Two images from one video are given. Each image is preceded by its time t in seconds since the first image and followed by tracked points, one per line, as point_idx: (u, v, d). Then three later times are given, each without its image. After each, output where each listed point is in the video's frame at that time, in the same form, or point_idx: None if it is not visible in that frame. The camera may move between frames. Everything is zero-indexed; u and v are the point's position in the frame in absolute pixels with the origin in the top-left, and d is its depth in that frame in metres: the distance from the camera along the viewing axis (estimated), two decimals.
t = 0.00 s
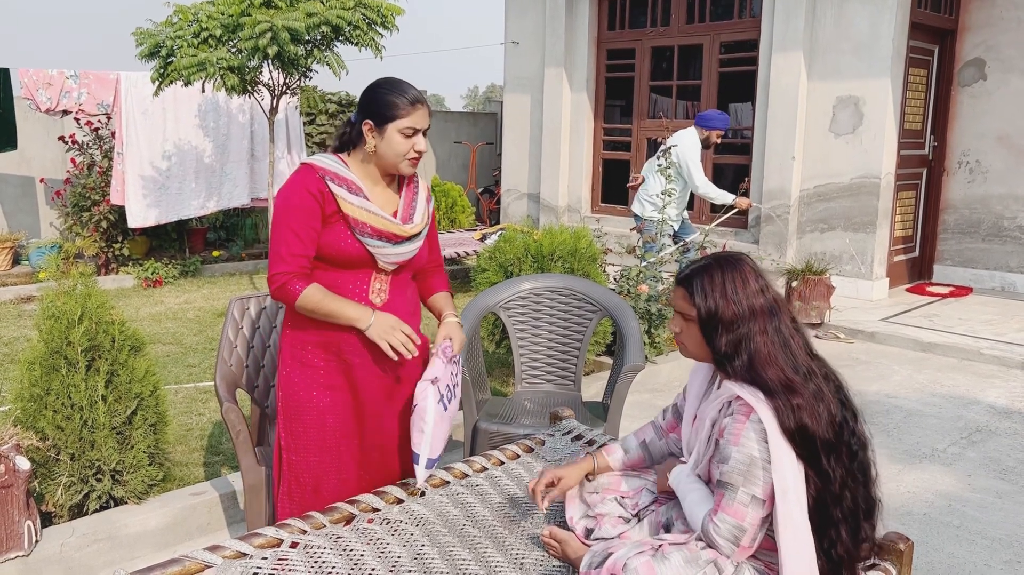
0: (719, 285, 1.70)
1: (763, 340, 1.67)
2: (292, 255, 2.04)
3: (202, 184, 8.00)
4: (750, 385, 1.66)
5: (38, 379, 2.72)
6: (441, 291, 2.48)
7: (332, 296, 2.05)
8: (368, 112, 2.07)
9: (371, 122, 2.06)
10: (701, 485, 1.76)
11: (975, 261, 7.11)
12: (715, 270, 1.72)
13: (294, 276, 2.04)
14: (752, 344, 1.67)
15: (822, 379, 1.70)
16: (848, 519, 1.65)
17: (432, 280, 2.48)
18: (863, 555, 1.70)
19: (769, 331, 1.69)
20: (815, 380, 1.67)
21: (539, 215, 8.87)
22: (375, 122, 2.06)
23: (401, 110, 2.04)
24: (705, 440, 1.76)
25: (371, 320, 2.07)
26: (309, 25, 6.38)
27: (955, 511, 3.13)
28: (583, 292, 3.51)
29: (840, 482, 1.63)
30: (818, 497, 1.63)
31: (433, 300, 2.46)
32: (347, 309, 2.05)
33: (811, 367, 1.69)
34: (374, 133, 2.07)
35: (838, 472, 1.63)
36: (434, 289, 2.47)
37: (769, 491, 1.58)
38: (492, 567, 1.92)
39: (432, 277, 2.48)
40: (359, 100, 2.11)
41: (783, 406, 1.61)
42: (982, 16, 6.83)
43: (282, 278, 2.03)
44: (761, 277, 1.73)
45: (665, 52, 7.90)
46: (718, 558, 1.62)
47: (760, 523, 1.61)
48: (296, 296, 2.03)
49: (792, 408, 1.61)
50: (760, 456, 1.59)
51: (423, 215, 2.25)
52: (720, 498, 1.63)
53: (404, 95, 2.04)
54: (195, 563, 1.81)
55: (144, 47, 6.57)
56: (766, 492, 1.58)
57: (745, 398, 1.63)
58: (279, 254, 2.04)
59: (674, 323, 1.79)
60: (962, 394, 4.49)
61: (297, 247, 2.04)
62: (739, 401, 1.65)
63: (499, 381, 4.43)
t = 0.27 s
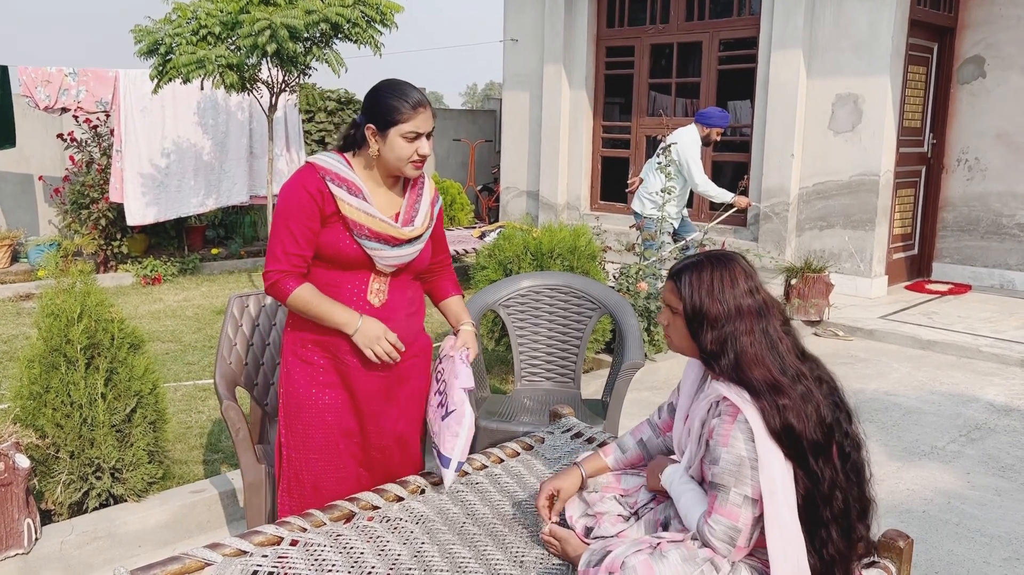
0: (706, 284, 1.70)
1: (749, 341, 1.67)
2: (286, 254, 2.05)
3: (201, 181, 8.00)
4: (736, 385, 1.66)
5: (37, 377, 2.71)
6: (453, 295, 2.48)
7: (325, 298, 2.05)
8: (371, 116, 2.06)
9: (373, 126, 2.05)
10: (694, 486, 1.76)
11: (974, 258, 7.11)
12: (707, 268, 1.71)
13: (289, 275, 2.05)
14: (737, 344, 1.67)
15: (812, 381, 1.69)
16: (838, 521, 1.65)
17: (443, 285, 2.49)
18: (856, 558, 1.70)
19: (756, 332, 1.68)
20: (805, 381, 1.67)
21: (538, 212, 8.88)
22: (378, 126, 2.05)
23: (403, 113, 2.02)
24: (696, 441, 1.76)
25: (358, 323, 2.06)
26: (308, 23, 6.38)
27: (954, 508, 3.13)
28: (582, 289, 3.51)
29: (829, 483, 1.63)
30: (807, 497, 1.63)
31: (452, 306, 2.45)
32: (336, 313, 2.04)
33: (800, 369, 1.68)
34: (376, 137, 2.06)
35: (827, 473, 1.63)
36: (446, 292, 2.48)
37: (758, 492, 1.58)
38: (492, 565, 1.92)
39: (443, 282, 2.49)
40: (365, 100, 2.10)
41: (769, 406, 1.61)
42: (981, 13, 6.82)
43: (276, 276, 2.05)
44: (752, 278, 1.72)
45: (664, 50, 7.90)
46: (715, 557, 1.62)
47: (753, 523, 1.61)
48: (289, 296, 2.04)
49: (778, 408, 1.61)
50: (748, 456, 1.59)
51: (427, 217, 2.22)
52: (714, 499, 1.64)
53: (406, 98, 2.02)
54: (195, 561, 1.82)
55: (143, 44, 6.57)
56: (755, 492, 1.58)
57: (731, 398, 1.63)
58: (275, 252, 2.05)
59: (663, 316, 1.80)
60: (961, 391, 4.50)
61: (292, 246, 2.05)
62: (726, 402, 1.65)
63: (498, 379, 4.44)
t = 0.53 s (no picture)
0: (714, 280, 1.70)
1: (755, 339, 1.67)
2: (289, 252, 2.05)
3: (199, 177, 7.98)
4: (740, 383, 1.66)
5: (37, 373, 2.71)
6: (464, 294, 2.48)
7: (325, 296, 2.05)
8: (381, 120, 2.04)
9: (382, 130, 2.04)
10: (696, 482, 1.77)
11: (972, 255, 7.12)
12: (716, 262, 1.71)
13: (290, 272, 2.06)
14: (743, 340, 1.67)
15: (817, 382, 1.69)
16: (837, 523, 1.65)
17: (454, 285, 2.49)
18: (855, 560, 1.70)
19: (762, 330, 1.68)
20: (809, 382, 1.66)
21: (537, 209, 8.88)
22: (388, 132, 2.03)
23: (413, 121, 2.00)
24: (698, 438, 1.76)
25: (358, 323, 2.06)
26: (307, 19, 6.36)
27: (953, 504, 3.14)
28: (582, 286, 3.51)
29: (830, 484, 1.64)
30: (808, 497, 1.63)
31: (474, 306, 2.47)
32: (337, 312, 2.04)
33: (806, 370, 1.68)
34: (384, 142, 2.05)
35: (828, 474, 1.64)
36: (457, 291, 2.48)
37: (760, 490, 1.59)
38: (492, 561, 1.93)
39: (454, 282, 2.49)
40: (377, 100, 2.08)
41: (771, 405, 1.61)
42: (981, 9, 6.82)
43: (278, 273, 2.06)
44: (761, 276, 1.72)
45: (663, 46, 7.88)
46: (716, 553, 1.62)
47: (755, 521, 1.61)
48: (290, 293, 2.05)
49: (781, 407, 1.61)
50: (751, 454, 1.59)
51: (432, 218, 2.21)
52: (716, 496, 1.64)
53: (417, 106, 2.00)
54: (197, 557, 1.83)
55: (141, 40, 6.55)
56: (758, 490, 1.59)
57: (733, 396, 1.63)
58: (279, 250, 2.06)
59: (669, 307, 1.80)
60: (959, 387, 4.50)
61: (294, 244, 2.06)
62: (728, 399, 1.65)
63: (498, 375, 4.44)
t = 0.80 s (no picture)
0: (723, 273, 1.70)
1: (766, 332, 1.67)
2: (299, 245, 2.03)
3: (198, 172, 7.97)
4: (751, 378, 1.66)
5: (37, 369, 2.71)
6: (476, 293, 2.49)
7: (334, 291, 2.04)
8: (395, 116, 2.04)
9: (397, 127, 2.03)
10: (701, 477, 1.77)
11: (971, 250, 7.12)
12: (723, 256, 1.71)
13: (299, 265, 2.03)
14: (754, 334, 1.67)
15: (826, 377, 1.68)
16: (843, 519, 1.65)
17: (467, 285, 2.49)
18: (859, 558, 1.70)
19: (772, 324, 1.67)
20: (818, 377, 1.66)
21: (536, 204, 8.87)
22: (401, 129, 2.03)
23: (427, 121, 2.00)
24: (706, 433, 1.77)
25: (366, 320, 2.05)
26: (306, 14, 6.35)
27: (953, 499, 3.14)
28: (582, 282, 3.51)
29: (837, 480, 1.64)
30: (814, 494, 1.63)
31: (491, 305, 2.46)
32: (345, 308, 2.03)
33: (815, 365, 1.68)
34: (398, 140, 2.05)
35: (835, 470, 1.64)
36: (469, 292, 2.48)
37: (768, 487, 1.59)
38: (493, 556, 1.93)
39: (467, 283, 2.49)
40: (393, 95, 2.07)
41: (781, 401, 1.61)
42: (980, 5, 6.81)
43: (286, 265, 2.03)
44: (770, 270, 1.71)
45: (663, 42, 7.87)
46: (719, 549, 1.63)
47: (760, 517, 1.62)
48: (298, 286, 2.02)
49: (790, 403, 1.61)
50: (759, 451, 1.59)
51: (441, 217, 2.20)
52: (722, 492, 1.64)
53: (433, 105, 2.00)
54: (197, 553, 1.84)
55: (140, 35, 6.54)
56: (765, 487, 1.59)
57: (744, 392, 1.63)
58: (286, 243, 2.03)
59: (677, 304, 1.80)
60: (959, 383, 4.51)
61: (303, 237, 2.03)
62: (739, 396, 1.65)
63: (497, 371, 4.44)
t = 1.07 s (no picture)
0: (726, 264, 1.68)
1: (771, 322, 1.65)
2: (309, 239, 2.00)
3: (195, 166, 7.94)
4: (760, 371, 1.64)
5: (32, 364, 2.69)
6: (502, 296, 2.43)
7: (342, 286, 2.01)
8: (408, 112, 2.00)
9: (409, 123, 2.00)
10: (706, 472, 1.75)
11: (971, 244, 7.11)
12: (722, 249, 1.70)
13: (307, 257, 2.00)
14: (760, 324, 1.65)
15: (832, 367, 1.67)
16: (850, 510, 1.64)
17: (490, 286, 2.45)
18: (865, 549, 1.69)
19: (777, 314, 1.65)
20: (823, 366, 1.65)
21: (534, 198, 8.85)
22: (414, 127, 1.99)
23: (439, 123, 1.96)
24: (712, 428, 1.75)
25: (374, 317, 2.03)
26: (303, 6, 6.31)
27: (953, 494, 3.13)
28: (581, 276, 3.50)
29: (845, 471, 1.62)
30: (821, 486, 1.61)
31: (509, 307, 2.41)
32: (353, 303, 2.01)
33: (821, 354, 1.66)
34: (410, 136, 2.01)
35: (843, 460, 1.62)
36: (493, 293, 2.43)
37: (775, 482, 1.57)
38: (492, 553, 1.91)
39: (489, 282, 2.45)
40: (409, 89, 2.03)
41: (790, 392, 1.60)
42: None
43: (293, 257, 1.99)
44: (774, 260, 1.69)
45: (662, 35, 7.83)
46: (722, 545, 1.61)
47: (767, 513, 1.60)
48: (306, 279, 1.99)
49: (799, 394, 1.60)
50: (768, 446, 1.58)
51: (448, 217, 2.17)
52: (728, 487, 1.63)
53: (447, 107, 1.96)
54: (193, 550, 1.83)
55: (136, 28, 6.50)
56: (773, 483, 1.58)
57: (755, 386, 1.61)
58: (293, 236, 1.99)
59: (684, 302, 1.78)
60: (959, 377, 4.49)
61: (313, 230, 2.00)
62: (748, 390, 1.63)
63: (496, 366, 4.42)
